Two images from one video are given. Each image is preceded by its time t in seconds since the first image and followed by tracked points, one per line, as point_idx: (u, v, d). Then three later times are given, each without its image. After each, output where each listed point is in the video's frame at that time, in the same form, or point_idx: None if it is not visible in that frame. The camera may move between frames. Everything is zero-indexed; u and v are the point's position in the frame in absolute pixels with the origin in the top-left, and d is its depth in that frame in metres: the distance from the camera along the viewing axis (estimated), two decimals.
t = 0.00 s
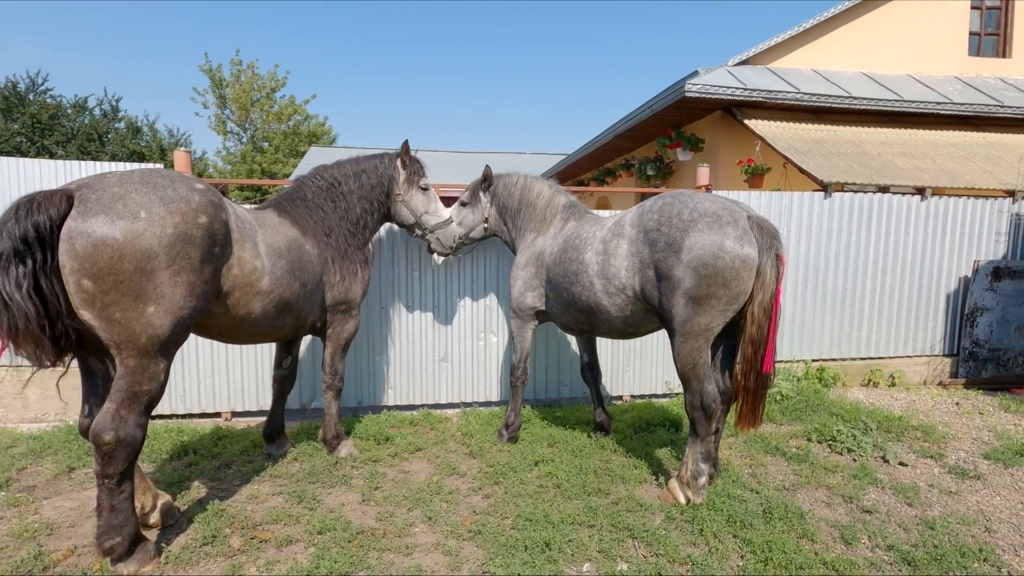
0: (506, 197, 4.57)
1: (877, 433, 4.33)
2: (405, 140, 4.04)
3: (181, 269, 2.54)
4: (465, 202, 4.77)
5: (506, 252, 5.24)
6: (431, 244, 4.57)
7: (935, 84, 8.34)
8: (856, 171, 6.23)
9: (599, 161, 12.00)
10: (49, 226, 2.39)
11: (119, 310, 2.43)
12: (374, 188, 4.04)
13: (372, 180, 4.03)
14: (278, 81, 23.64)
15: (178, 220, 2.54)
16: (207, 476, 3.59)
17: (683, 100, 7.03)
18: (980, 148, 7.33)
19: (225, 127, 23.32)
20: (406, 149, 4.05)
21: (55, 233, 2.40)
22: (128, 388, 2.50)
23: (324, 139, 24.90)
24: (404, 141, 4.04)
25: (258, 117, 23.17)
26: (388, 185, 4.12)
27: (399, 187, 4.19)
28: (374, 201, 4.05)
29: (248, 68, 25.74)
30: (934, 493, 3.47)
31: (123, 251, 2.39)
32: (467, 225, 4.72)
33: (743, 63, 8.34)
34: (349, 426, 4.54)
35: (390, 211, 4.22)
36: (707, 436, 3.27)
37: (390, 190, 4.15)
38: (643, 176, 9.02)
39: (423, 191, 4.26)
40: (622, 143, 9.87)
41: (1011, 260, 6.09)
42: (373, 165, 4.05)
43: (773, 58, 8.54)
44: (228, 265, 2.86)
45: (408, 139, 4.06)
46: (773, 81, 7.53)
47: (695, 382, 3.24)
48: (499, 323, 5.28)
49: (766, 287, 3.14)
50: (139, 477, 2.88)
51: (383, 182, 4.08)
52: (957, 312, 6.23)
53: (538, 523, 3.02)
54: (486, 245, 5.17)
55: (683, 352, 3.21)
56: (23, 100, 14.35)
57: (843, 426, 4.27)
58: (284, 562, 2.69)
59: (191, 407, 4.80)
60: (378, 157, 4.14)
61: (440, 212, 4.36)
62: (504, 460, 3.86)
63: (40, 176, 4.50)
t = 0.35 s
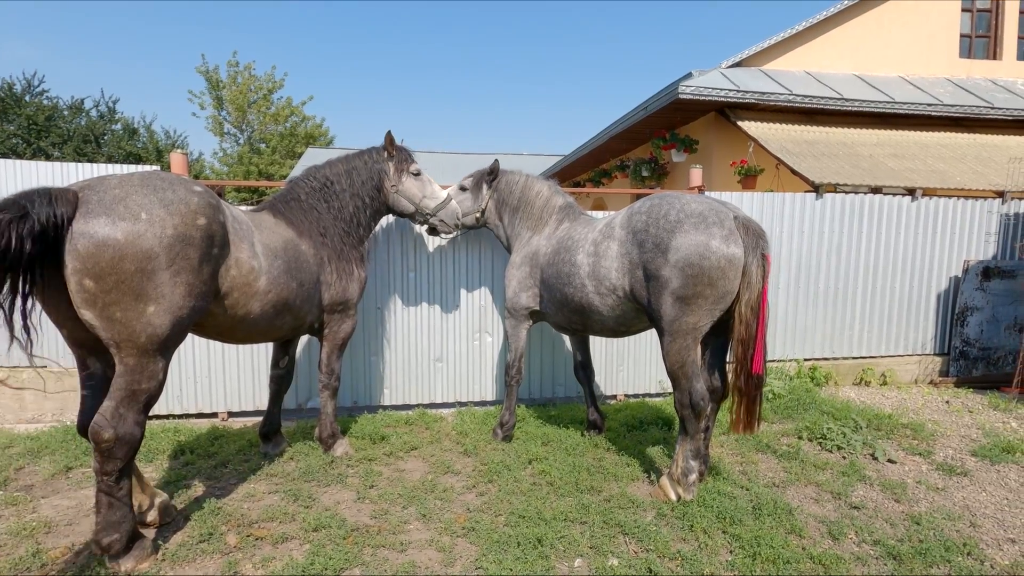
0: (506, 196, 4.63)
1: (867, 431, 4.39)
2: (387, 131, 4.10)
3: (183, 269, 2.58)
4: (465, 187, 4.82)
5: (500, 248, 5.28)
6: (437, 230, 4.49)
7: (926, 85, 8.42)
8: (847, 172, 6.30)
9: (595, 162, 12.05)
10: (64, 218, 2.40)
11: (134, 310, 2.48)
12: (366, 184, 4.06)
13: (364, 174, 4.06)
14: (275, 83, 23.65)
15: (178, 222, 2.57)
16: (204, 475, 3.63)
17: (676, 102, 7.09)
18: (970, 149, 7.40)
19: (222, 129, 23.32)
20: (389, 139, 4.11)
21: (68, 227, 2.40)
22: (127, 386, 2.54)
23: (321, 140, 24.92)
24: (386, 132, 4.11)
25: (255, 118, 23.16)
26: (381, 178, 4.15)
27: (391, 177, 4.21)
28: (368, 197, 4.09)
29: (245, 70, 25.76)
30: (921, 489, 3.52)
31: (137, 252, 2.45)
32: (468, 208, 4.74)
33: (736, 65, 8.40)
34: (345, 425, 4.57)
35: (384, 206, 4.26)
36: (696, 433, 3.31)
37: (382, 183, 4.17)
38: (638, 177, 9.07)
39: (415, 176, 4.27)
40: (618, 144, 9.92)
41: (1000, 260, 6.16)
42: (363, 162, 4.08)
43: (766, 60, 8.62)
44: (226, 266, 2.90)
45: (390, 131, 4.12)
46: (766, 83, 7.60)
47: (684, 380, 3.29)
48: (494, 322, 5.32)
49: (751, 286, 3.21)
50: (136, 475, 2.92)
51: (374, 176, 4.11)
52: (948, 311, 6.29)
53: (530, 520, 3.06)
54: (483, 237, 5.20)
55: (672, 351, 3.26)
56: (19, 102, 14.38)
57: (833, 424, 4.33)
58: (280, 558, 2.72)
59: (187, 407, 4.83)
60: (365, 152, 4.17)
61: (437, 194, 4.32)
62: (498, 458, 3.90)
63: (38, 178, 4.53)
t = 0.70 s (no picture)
0: (506, 197, 4.68)
1: (859, 433, 4.42)
2: (387, 136, 4.20)
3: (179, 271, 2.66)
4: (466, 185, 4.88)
5: (497, 251, 5.33)
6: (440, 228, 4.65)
7: (922, 90, 8.47)
8: (842, 177, 6.34)
9: (593, 166, 12.11)
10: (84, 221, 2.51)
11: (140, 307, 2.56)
12: (366, 189, 4.15)
13: (363, 179, 4.15)
14: (277, 87, 23.77)
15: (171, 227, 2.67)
16: (201, 476, 3.67)
17: (672, 107, 7.14)
18: (965, 153, 7.44)
19: (224, 133, 23.43)
20: (389, 144, 4.21)
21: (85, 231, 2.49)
22: (123, 388, 2.58)
23: (323, 144, 25.03)
24: (386, 137, 4.20)
25: (256, 123, 23.27)
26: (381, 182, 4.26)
27: (391, 180, 4.35)
28: (367, 201, 4.15)
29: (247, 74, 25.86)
30: (911, 492, 3.55)
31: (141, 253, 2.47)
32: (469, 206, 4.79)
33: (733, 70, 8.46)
34: (342, 428, 4.61)
35: (382, 209, 4.32)
36: (686, 434, 3.34)
37: (382, 186, 4.29)
38: (635, 181, 9.12)
39: (415, 177, 4.42)
40: (616, 148, 9.98)
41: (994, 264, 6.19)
42: (362, 168, 4.18)
43: (762, 66, 8.68)
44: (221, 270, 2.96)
45: (390, 136, 4.21)
46: (762, 88, 7.66)
47: (675, 382, 3.34)
48: (490, 326, 5.36)
49: (740, 288, 3.28)
50: (133, 476, 2.96)
51: (373, 180, 4.21)
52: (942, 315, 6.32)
53: (522, 521, 3.10)
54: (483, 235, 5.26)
55: (663, 354, 3.30)
56: (22, 106, 14.52)
57: (825, 427, 4.36)
58: (274, 558, 2.76)
59: (186, 410, 4.87)
60: (364, 158, 4.28)
61: (436, 191, 4.50)
62: (493, 460, 3.94)
63: (40, 183, 4.59)
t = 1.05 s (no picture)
0: (511, 199, 4.71)
1: (855, 436, 4.43)
2: (382, 139, 4.24)
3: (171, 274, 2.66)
4: (477, 179, 4.86)
5: (495, 254, 5.35)
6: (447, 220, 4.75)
7: (920, 94, 8.50)
8: (839, 181, 6.36)
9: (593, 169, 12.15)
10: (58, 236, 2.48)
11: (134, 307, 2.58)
12: (367, 191, 4.17)
13: (365, 180, 4.17)
14: (279, 90, 23.89)
15: (165, 228, 2.66)
16: (198, 476, 3.70)
17: (671, 111, 7.17)
18: (963, 157, 7.46)
19: (226, 136, 23.54)
20: (385, 147, 4.27)
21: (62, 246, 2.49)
22: (117, 388, 2.62)
23: (325, 147, 25.14)
24: (381, 140, 4.25)
25: (259, 126, 23.37)
26: (382, 183, 4.30)
27: (392, 181, 4.40)
28: (368, 202, 4.18)
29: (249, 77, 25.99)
30: (904, 494, 3.56)
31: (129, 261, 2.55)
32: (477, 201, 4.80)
33: (731, 74, 8.50)
34: (340, 428, 4.63)
35: (383, 211, 4.36)
36: (680, 435, 3.37)
37: (384, 187, 4.33)
38: (635, 184, 9.15)
39: (416, 174, 4.49)
40: (615, 151, 10.01)
41: (992, 267, 6.20)
42: (363, 169, 4.20)
43: (761, 69, 8.71)
44: (218, 271, 2.99)
45: (386, 137, 4.25)
46: (760, 91, 7.69)
47: (669, 383, 3.36)
48: (488, 328, 5.38)
49: (738, 290, 3.27)
50: (130, 476, 2.99)
51: (374, 181, 4.24)
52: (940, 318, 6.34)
53: (516, 521, 3.12)
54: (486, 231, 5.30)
55: (657, 355, 3.32)
56: (26, 109, 14.67)
57: (821, 429, 4.38)
58: (269, 557, 2.79)
59: (185, 411, 4.91)
60: (365, 159, 4.30)
61: (437, 183, 4.61)
62: (488, 461, 3.96)
63: (41, 185, 4.63)
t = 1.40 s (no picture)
0: (519, 201, 4.75)
1: (852, 438, 4.44)
2: (388, 136, 4.25)
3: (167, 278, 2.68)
4: (487, 175, 4.96)
5: (494, 258, 5.37)
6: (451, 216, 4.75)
7: (918, 97, 8.53)
8: (837, 184, 6.38)
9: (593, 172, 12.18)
10: (43, 240, 2.54)
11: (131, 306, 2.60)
12: (369, 193, 4.17)
13: (369, 182, 4.18)
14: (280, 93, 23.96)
15: (161, 232, 2.68)
16: (196, 479, 3.72)
17: (669, 114, 7.19)
18: (960, 160, 7.49)
19: (228, 138, 23.62)
20: (390, 144, 4.26)
21: (48, 249, 2.56)
22: (114, 391, 2.64)
23: (326, 150, 25.21)
24: (388, 137, 4.25)
25: (260, 128, 23.43)
26: (386, 183, 4.29)
27: (398, 181, 4.40)
28: (371, 204, 4.19)
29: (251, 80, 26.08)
30: (899, 496, 3.58)
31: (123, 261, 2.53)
32: (483, 194, 4.90)
33: (729, 77, 8.53)
34: (338, 431, 4.65)
35: (386, 212, 4.37)
36: (675, 436, 3.42)
37: (390, 187, 4.34)
38: (634, 187, 9.17)
39: (420, 173, 4.52)
40: (615, 154, 10.04)
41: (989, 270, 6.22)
42: (366, 170, 4.19)
43: (760, 73, 8.74)
44: (216, 274, 3.01)
45: (392, 135, 4.26)
46: (758, 94, 7.71)
47: (663, 386, 3.39)
48: (486, 331, 5.40)
49: (732, 293, 3.26)
50: (128, 478, 3.02)
51: (378, 182, 4.24)
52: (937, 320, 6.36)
53: (512, 524, 3.14)
54: (485, 236, 5.34)
55: (649, 358, 3.34)
56: (28, 112, 14.77)
57: (817, 432, 4.39)
58: (266, 559, 2.81)
59: (184, 413, 4.93)
60: (370, 158, 4.31)
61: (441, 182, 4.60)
62: (485, 463, 3.98)
63: (42, 188, 4.66)
